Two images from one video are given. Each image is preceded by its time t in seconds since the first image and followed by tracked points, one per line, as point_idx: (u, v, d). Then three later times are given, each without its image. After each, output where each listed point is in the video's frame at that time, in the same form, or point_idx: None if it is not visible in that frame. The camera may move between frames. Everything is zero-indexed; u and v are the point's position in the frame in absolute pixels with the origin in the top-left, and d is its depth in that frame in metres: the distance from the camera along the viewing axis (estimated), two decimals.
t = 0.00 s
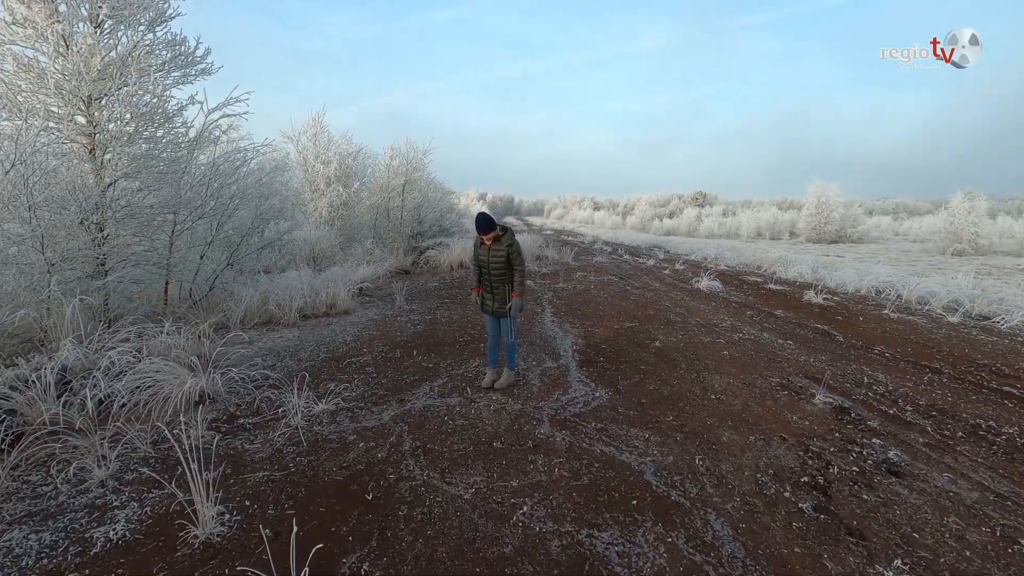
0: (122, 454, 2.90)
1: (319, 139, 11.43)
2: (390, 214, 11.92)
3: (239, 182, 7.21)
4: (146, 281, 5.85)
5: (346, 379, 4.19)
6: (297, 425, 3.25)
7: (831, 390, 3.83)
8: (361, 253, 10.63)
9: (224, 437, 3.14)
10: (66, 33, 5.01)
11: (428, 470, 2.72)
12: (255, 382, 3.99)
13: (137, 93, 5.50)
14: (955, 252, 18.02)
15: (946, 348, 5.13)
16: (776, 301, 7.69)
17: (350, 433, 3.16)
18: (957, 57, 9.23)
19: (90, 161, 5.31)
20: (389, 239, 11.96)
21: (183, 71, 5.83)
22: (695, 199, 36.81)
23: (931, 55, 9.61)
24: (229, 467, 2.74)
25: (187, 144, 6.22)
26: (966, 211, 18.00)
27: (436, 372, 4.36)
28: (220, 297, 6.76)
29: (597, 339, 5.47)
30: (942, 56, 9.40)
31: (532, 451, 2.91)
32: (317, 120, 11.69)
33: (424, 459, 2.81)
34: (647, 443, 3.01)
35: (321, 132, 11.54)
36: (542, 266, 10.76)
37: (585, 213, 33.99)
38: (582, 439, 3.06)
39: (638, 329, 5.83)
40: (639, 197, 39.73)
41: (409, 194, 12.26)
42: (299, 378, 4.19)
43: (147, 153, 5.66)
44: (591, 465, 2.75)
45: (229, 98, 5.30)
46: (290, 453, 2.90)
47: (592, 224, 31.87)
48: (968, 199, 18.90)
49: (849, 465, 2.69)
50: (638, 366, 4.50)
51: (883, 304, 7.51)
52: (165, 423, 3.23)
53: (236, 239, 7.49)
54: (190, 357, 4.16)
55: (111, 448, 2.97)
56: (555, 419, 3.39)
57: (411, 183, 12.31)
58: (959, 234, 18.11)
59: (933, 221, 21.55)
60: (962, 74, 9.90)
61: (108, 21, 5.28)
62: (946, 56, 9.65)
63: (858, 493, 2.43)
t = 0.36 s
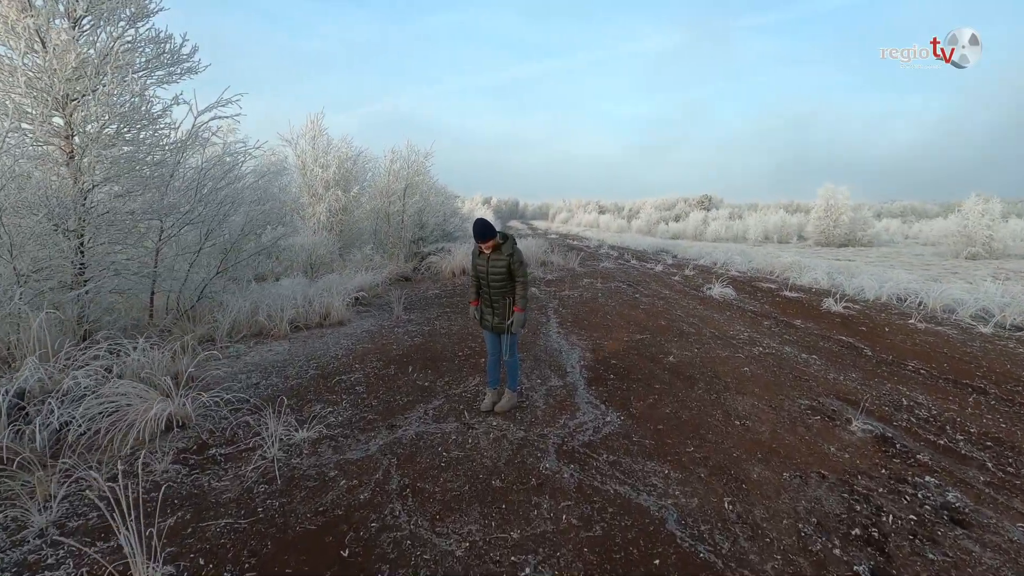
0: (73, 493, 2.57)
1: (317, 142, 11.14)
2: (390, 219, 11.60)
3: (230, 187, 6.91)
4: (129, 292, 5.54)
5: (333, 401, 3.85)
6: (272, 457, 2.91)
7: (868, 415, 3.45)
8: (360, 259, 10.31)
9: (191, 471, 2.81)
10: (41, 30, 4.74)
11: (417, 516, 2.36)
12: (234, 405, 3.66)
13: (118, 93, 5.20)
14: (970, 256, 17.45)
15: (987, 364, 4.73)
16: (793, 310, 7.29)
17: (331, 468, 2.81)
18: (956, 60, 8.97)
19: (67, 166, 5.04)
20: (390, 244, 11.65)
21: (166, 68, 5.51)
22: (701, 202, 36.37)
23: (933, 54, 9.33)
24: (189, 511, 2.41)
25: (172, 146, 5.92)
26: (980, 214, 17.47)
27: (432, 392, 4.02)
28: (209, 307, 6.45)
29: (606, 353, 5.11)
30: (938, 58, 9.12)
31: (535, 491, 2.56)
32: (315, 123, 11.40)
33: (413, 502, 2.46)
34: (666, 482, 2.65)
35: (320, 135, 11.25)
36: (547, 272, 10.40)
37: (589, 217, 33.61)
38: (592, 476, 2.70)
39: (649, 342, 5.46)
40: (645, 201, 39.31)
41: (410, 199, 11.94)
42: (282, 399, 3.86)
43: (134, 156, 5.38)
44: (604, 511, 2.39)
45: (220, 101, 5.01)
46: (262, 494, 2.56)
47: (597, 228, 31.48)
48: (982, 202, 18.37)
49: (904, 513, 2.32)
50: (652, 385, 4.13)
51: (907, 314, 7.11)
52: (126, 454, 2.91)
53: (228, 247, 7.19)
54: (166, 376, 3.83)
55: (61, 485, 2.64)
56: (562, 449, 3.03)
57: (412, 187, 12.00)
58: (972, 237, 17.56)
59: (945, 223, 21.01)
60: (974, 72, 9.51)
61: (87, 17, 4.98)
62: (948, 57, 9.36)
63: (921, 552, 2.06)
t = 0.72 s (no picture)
0: (11, 531, 2.25)
1: (316, 142, 10.85)
2: (391, 222, 11.28)
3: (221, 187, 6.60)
4: (110, 297, 5.24)
5: (319, 419, 3.51)
6: (243, 488, 2.58)
7: (914, 438, 3.09)
8: (359, 263, 10.00)
9: (150, 503, 2.48)
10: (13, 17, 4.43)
11: (403, 564, 2.03)
12: (209, 422, 3.33)
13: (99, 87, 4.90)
14: (983, 260, 16.85)
15: None
16: (811, 318, 6.91)
17: (308, 501, 2.47)
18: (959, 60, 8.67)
19: (41, 163, 4.71)
20: (390, 247, 11.33)
21: (150, 60, 5.21)
22: (706, 205, 35.92)
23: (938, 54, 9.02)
24: (139, 556, 2.08)
25: (156, 143, 5.60)
26: (993, 218, 16.89)
27: (427, 409, 3.68)
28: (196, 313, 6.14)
29: (616, 364, 4.76)
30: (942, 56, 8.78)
31: (541, 533, 2.21)
32: (315, 123, 11.12)
33: (399, 546, 2.12)
34: (692, 522, 2.30)
35: (319, 135, 10.96)
36: (552, 277, 10.05)
37: (594, 220, 33.24)
38: (607, 514, 2.35)
39: (662, 352, 5.10)
40: (650, 204, 38.92)
41: (411, 200, 11.62)
42: (264, 416, 3.53)
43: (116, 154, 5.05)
44: (623, 559, 2.05)
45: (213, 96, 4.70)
46: (226, 534, 2.23)
47: (602, 231, 31.11)
48: (995, 205, 17.85)
49: (977, 567, 1.97)
50: (668, 402, 3.78)
51: (934, 322, 6.71)
52: (79, 483, 2.58)
53: (219, 250, 6.88)
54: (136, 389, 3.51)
55: None
56: (571, 479, 2.69)
57: (413, 188, 11.68)
58: (985, 242, 16.94)
59: (956, 227, 20.49)
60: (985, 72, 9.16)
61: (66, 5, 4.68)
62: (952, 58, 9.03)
63: None
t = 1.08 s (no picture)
0: None
1: (314, 142, 10.55)
2: (390, 224, 10.95)
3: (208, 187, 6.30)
4: (87, 302, 4.94)
5: (296, 440, 3.16)
6: (198, 527, 2.24)
7: (966, 468, 2.72)
8: (356, 266, 9.67)
9: (88, 545, 2.14)
10: None
11: None
12: (173, 445, 3.00)
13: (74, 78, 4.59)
14: (996, 266, 16.28)
15: None
16: (830, 326, 6.51)
17: (271, 545, 2.13)
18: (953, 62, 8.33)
19: (11, 159, 4.41)
20: (389, 250, 11.00)
21: (128, 50, 4.90)
22: (712, 209, 35.47)
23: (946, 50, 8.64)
24: None
25: (138, 139, 5.29)
26: (1007, 221, 16.37)
27: (418, 428, 3.33)
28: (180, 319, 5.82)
29: (625, 377, 4.39)
30: (941, 56, 8.40)
31: None
32: (312, 124, 10.83)
33: None
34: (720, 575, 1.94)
35: (316, 136, 10.66)
36: (555, 281, 9.69)
37: (599, 224, 32.86)
38: (619, 564, 2.00)
39: (674, 364, 4.73)
40: (655, 208, 38.46)
41: (411, 202, 11.30)
42: (236, 438, 3.19)
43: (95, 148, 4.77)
44: None
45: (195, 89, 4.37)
46: None
47: (606, 235, 30.69)
48: (1010, 209, 17.35)
49: None
50: (684, 422, 3.41)
51: (962, 332, 6.30)
52: (11, 519, 2.25)
53: (208, 253, 6.57)
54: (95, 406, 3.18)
55: None
56: (576, 517, 2.33)
57: (413, 190, 11.36)
58: (999, 247, 16.40)
59: (969, 232, 19.94)
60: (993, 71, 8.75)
61: None
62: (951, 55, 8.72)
63: None
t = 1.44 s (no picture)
0: None
1: (314, 144, 10.28)
2: (392, 228, 10.65)
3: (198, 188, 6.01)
4: (64, 311, 4.66)
5: (273, 469, 2.85)
6: None
7: None
8: (356, 271, 9.37)
9: None
10: None
11: None
12: (133, 478, 2.69)
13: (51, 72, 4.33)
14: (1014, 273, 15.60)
15: None
16: (852, 339, 6.14)
17: None
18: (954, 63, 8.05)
19: None
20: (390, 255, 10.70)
21: (110, 44, 4.63)
22: (721, 213, 34.99)
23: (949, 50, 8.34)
24: None
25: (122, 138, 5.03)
26: None
27: (409, 456, 3.01)
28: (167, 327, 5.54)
29: (637, 397, 4.04)
30: (940, 57, 8.14)
31: None
32: (313, 125, 10.57)
33: None
34: None
35: (317, 137, 10.39)
36: (562, 288, 9.34)
37: (606, 228, 32.48)
38: None
39: (690, 381, 4.38)
40: (662, 212, 38.05)
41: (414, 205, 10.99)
42: (207, 467, 2.88)
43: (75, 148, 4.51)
44: None
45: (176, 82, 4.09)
46: None
47: (613, 239, 30.29)
48: None
49: None
50: (704, 452, 3.06)
51: (997, 347, 5.89)
52: None
53: (199, 258, 6.29)
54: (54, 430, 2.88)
55: None
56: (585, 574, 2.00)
57: (415, 193, 11.06)
58: (1017, 254, 15.79)
59: (986, 237, 19.39)
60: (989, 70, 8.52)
61: None
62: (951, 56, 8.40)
63: None
